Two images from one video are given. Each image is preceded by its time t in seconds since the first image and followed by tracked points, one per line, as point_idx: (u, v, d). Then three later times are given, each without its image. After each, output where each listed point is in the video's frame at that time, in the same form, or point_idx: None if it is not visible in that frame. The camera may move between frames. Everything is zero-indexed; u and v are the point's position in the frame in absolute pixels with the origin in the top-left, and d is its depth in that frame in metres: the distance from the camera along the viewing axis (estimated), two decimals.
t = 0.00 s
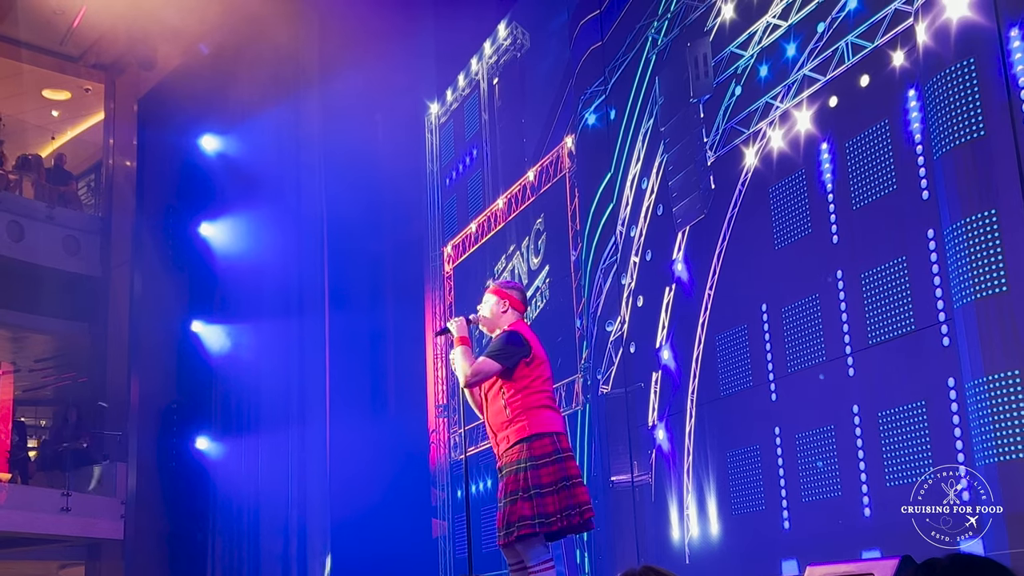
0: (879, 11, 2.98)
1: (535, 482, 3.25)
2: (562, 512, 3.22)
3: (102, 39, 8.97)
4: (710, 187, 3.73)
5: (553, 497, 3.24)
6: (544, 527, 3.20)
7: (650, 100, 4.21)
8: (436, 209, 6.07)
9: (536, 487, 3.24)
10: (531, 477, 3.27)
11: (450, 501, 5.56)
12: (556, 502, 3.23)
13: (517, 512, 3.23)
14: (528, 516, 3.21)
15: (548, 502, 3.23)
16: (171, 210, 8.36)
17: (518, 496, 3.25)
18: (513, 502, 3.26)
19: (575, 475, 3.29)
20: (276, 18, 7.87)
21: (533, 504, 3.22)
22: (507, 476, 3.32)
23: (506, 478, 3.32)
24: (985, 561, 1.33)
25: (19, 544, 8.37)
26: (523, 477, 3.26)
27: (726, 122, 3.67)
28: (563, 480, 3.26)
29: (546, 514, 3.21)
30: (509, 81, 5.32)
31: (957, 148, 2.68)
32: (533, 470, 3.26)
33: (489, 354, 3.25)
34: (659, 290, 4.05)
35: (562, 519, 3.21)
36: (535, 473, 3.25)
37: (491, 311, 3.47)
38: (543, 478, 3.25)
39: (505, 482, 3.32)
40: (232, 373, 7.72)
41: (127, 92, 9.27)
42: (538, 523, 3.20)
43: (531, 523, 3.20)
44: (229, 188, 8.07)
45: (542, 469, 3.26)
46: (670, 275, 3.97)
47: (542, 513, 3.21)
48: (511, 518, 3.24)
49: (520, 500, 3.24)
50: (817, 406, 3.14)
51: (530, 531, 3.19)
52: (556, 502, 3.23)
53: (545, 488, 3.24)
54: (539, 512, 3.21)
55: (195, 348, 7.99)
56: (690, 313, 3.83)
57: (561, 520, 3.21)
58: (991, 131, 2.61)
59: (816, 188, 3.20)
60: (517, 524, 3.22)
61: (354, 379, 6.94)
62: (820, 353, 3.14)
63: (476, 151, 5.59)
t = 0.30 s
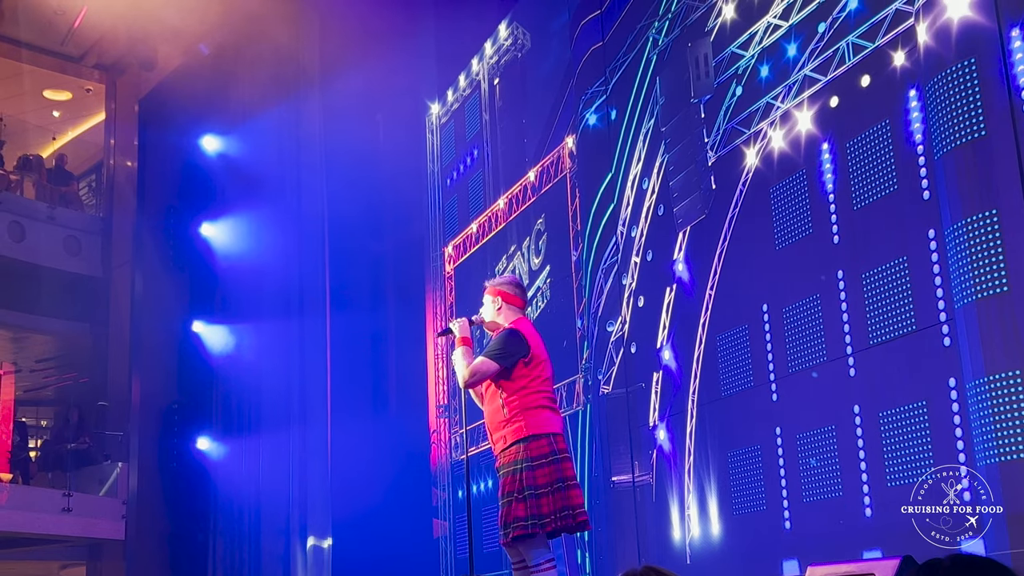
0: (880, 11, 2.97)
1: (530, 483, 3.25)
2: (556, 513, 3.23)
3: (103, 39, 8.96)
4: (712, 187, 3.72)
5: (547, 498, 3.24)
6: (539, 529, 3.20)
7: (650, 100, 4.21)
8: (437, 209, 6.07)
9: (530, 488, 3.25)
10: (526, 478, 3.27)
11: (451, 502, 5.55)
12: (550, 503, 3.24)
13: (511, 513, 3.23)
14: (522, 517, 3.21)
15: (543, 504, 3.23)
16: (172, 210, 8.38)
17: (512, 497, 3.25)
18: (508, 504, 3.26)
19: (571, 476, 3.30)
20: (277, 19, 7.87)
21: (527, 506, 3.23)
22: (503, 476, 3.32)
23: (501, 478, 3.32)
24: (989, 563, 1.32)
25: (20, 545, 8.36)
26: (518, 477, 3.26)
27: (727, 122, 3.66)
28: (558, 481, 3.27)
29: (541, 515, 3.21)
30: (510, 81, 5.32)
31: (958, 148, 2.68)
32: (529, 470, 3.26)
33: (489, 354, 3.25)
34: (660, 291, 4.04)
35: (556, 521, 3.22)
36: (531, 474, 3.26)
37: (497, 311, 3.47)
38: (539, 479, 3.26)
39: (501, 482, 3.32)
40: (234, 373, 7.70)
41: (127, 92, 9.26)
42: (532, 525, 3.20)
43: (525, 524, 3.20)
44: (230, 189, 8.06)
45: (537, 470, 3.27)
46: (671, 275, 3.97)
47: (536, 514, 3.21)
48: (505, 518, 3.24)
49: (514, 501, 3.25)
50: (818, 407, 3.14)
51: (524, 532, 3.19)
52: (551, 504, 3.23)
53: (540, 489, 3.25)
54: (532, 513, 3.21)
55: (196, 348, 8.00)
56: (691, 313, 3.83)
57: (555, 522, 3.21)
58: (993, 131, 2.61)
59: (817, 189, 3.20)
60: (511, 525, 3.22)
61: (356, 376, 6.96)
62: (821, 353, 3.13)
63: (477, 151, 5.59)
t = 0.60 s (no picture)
0: (881, 11, 2.97)
1: (529, 485, 3.25)
2: (554, 516, 3.24)
3: (104, 40, 8.96)
4: (713, 187, 3.73)
5: (546, 501, 3.24)
6: (538, 531, 3.20)
7: (652, 100, 4.21)
8: (439, 209, 6.07)
9: (529, 489, 3.24)
10: (526, 478, 3.26)
11: (453, 501, 5.56)
12: (549, 505, 3.24)
13: (511, 514, 3.23)
14: (521, 519, 3.21)
15: (542, 506, 3.23)
16: (174, 210, 8.39)
17: (512, 497, 3.25)
18: (507, 504, 3.26)
19: (569, 478, 3.30)
20: (279, 19, 7.87)
21: (526, 507, 3.23)
22: (502, 475, 3.32)
23: (501, 477, 3.32)
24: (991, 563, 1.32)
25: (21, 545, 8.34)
26: (518, 478, 3.26)
27: (728, 122, 3.66)
28: (556, 484, 3.27)
29: (539, 517, 3.21)
30: (511, 81, 5.31)
31: (960, 147, 2.69)
32: (528, 471, 3.25)
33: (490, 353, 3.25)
34: (661, 290, 4.04)
35: (554, 523, 3.23)
36: (530, 475, 3.25)
37: (500, 309, 3.47)
38: (538, 480, 3.26)
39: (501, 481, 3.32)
40: (235, 373, 7.72)
41: (128, 91, 9.24)
42: (531, 527, 3.20)
43: (524, 525, 3.20)
44: (231, 188, 8.06)
45: (537, 471, 3.26)
46: (672, 274, 3.97)
47: (535, 516, 3.22)
48: (505, 519, 3.25)
49: (513, 502, 3.25)
50: (820, 406, 3.14)
51: (523, 534, 3.20)
52: (549, 506, 3.24)
53: (539, 491, 3.25)
54: (531, 515, 3.22)
55: (197, 348, 7.98)
56: (692, 313, 3.83)
57: (553, 524, 3.22)
58: (995, 130, 2.61)
59: (818, 189, 3.20)
60: (511, 526, 3.22)
61: (358, 378, 6.96)
62: (822, 352, 3.13)
63: (479, 151, 5.59)
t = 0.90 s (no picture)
0: (883, 9, 2.97)
1: (529, 484, 3.25)
2: (555, 515, 3.23)
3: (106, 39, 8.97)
4: (715, 186, 3.73)
5: (546, 500, 3.24)
6: (538, 530, 3.21)
7: (654, 98, 4.21)
8: (440, 208, 6.08)
9: (530, 489, 3.25)
10: (526, 478, 3.27)
11: (454, 500, 5.57)
12: (550, 504, 3.24)
13: (511, 513, 3.24)
14: (521, 518, 3.22)
15: (542, 505, 3.23)
16: (176, 209, 8.40)
17: (512, 497, 3.26)
18: (507, 503, 3.27)
19: (571, 476, 3.29)
20: (280, 17, 7.88)
21: (527, 506, 3.23)
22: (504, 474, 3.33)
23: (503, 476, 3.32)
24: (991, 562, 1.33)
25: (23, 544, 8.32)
26: (518, 477, 3.27)
27: (730, 120, 3.66)
28: (557, 482, 3.26)
29: (540, 517, 3.21)
30: (513, 80, 5.31)
31: (961, 146, 2.69)
32: (529, 471, 3.26)
33: (493, 352, 3.25)
34: (663, 289, 4.04)
35: (555, 522, 3.22)
36: (531, 475, 3.26)
37: (504, 307, 3.48)
38: (538, 479, 3.26)
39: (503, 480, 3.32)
40: (237, 372, 7.72)
41: (130, 89, 9.23)
42: (531, 526, 3.20)
43: (524, 525, 3.21)
44: (233, 188, 8.07)
45: (537, 471, 3.27)
46: (674, 273, 3.97)
47: (535, 515, 3.22)
48: (506, 518, 3.26)
49: (514, 501, 3.25)
50: (822, 405, 3.13)
51: (523, 534, 3.20)
52: (550, 505, 3.24)
53: (540, 490, 3.25)
54: (531, 514, 3.22)
55: (200, 348, 8.01)
56: (694, 312, 3.83)
57: (554, 523, 3.22)
58: (997, 128, 2.61)
59: (819, 188, 3.20)
60: (512, 525, 3.23)
61: (360, 377, 6.88)
62: (824, 351, 3.13)
63: (480, 150, 5.59)
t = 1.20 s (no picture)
0: (886, 6, 2.97)
1: (533, 481, 3.26)
2: (559, 512, 3.22)
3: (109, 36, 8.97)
4: (717, 183, 3.72)
5: (550, 497, 3.24)
6: (541, 527, 3.21)
7: (656, 96, 4.20)
8: (443, 205, 6.08)
9: (533, 486, 3.26)
10: (530, 475, 3.28)
11: (457, 497, 5.57)
12: (553, 501, 3.24)
13: (515, 511, 3.25)
14: (524, 515, 3.23)
15: (546, 502, 3.23)
16: (178, 206, 8.42)
17: (516, 494, 3.28)
18: (512, 501, 3.29)
19: (576, 473, 3.28)
20: (282, 14, 7.87)
21: (530, 504, 3.24)
22: (510, 471, 3.34)
23: (508, 473, 3.34)
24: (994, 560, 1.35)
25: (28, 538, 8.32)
26: (522, 475, 3.28)
27: (733, 117, 3.66)
28: (562, 479, 3.26)
29: (543, 514, 3.21)
30: (515, 77, 5.31)
31: (965, 143, 2.68)
32: (532, 468, 3.27)
33: (497, 350, 3.25)
34: (666, 287, 4.04)
35: (560, 519, 3.22)
36: (534, 472, 3.27)
37: (507, 306, 3.48)
38: (542, 477, 3.26)
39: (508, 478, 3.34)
40: (240, 368, 7.73)
41: (133, 87, 9.22)
42: (534, 523, 3.21)
43: (527, 522, 3.22)
44: (235, 184, 8.06)
45: (541, 468, 3.27)
46: (677, 270, 3.97)
47: (538, 513, 3.22)
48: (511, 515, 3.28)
49: (518, 498, 3.27)
50: (825, 403, 3.13)
51: (526, 531, 3.21)
52: (554, 502, 3.23)
53: (543, 487, 3.25)
54: (534, 511, 3.22)
55: (201, 344, 8.04)
56: (696, 309, 3.83)
57: (558, 520, 3.21)
58: (1000, 127, 2.63)
59: (822, 185, 3.20)
60: (516, 522, 3.24)
61: (362, 373, 6.90)
62: (827, 349, 3.13)
63: (483, 147, 5.59)
